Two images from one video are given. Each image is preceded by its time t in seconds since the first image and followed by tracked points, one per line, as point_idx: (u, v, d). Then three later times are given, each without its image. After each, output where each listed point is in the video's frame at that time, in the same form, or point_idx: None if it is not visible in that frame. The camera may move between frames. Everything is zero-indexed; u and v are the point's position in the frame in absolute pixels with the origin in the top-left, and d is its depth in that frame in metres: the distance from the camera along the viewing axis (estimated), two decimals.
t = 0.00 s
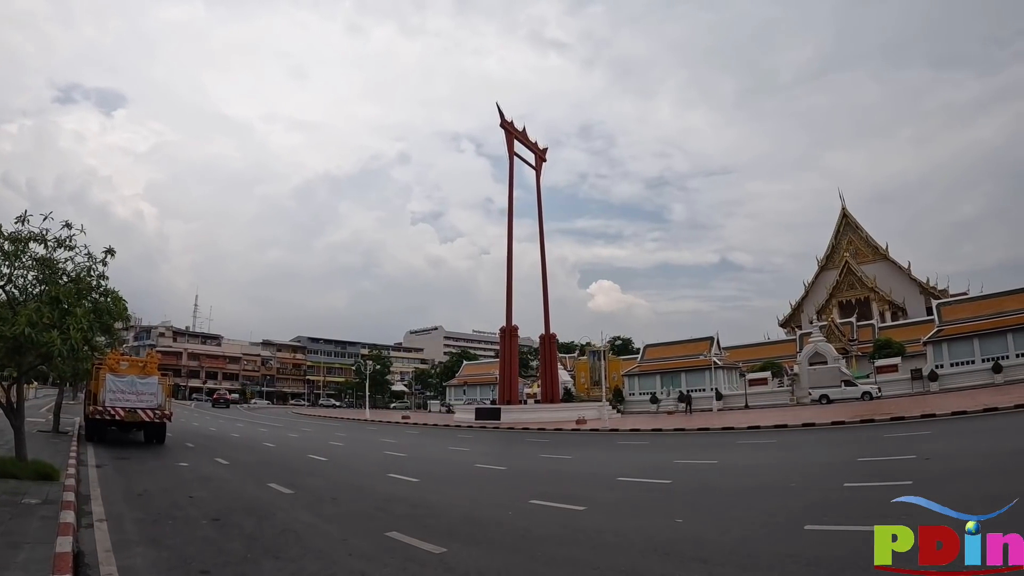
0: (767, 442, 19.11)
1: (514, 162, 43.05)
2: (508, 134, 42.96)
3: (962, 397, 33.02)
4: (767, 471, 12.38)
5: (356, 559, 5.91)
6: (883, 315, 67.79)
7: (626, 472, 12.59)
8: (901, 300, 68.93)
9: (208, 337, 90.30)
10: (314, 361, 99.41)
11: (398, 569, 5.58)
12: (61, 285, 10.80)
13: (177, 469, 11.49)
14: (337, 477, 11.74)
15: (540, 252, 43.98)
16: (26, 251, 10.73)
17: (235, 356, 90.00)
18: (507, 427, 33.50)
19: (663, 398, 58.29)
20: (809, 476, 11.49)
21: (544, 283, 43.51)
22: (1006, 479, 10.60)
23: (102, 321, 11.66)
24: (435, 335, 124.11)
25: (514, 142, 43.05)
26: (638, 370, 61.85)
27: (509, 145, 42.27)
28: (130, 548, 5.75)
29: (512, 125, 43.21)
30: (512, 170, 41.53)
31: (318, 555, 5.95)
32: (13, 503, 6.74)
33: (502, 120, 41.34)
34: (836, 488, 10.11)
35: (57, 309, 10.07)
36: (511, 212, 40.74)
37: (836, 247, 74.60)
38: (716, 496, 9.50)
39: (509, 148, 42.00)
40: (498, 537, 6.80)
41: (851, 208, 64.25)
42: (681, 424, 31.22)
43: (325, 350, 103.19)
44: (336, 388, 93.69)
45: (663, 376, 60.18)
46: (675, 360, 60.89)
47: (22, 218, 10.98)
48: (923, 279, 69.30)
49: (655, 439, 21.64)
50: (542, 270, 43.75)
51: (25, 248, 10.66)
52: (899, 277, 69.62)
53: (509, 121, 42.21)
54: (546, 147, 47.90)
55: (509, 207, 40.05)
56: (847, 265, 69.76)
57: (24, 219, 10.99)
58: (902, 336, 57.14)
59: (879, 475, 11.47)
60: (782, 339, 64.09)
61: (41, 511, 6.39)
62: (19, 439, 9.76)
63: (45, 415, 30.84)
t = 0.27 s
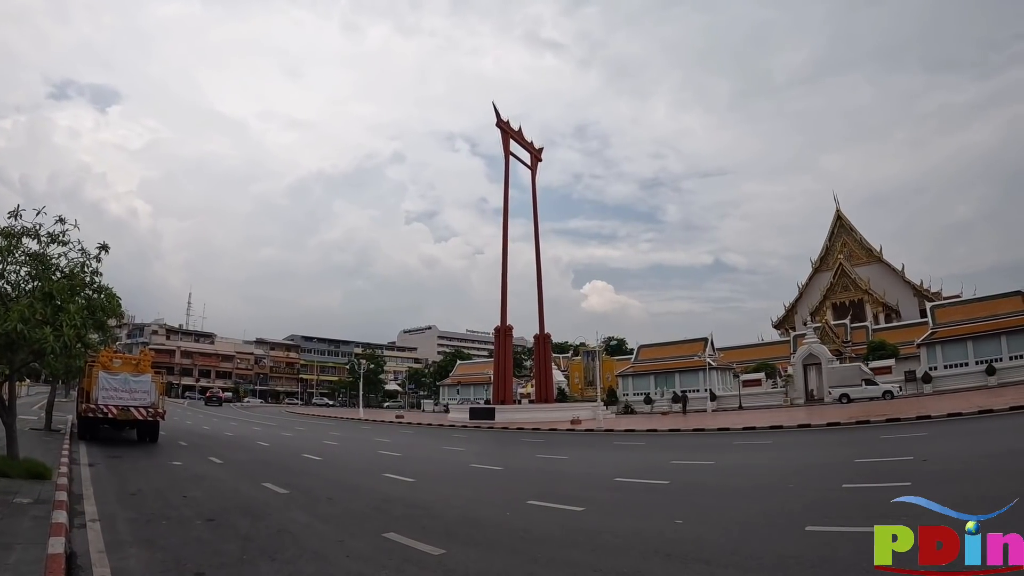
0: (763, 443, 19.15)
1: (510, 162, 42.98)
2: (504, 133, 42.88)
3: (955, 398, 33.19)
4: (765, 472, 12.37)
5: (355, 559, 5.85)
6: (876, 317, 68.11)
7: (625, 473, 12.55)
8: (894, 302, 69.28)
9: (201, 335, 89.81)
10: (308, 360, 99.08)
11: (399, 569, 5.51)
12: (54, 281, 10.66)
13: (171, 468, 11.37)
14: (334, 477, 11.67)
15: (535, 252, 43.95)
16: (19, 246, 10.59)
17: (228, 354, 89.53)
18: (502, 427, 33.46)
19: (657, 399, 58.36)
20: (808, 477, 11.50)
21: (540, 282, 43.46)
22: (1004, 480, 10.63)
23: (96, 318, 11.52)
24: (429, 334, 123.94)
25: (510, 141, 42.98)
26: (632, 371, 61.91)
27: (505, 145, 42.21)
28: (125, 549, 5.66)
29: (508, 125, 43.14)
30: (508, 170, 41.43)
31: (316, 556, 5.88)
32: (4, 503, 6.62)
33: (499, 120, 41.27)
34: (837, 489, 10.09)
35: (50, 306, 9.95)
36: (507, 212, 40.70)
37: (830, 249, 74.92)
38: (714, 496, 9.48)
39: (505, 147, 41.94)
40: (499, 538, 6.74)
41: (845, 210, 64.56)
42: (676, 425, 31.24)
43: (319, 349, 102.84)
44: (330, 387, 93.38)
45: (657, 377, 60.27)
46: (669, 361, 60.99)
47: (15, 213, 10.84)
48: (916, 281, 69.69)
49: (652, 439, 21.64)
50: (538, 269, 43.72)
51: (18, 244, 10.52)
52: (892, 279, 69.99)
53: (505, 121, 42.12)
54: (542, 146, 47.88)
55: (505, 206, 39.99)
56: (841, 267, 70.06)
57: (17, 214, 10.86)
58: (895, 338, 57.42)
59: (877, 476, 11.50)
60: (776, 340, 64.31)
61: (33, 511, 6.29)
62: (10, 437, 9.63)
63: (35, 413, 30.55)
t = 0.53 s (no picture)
0: (764, 442, 19.09)
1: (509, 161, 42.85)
2: (503, 132, 42.74)
3: (954, 399, 33.19)
4: (769, 471, 12.30)
5: (358, 560, 5.77)
6: (875, 317, 68.14)
7: (628, 473, 12.47)
8: (893, 302, 69.32)
9: (198, 334, 89.56)
10: (306, 359, 98.85)
11: (402, 571, 5.43)
12: (54, 278, 10.55)
13: (170, 468, 11.26)
14: (335, 477, 11.58)
15: (534, 251, 43.84)
16: (18, 243, 10.47)
17: (226, 353, 89.27)
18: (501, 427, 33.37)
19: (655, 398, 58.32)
20: (812, 476, 11.43)
21: (539, 282, 43.36)
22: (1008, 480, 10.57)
23: (95, 316, 11.40)
24: (426, 334, 123.79)
25: (509, 140, 42.86)
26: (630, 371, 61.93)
27: (504, 144, 42.08)
28: (126, 550, 5.57)
29: (507, 124, 43.00)
30: (507, 169, 41.35)
31: (320, 557, 5.80)
32: (3, 504, 6.52)
33: (498, 119, 41.14)
34: (841, 489, 10.02)
35: (49, 304, 9.84)
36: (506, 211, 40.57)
37: (828, 249, 74.96)
38: (718, 497, 9.40)
39: (504, 147, 41.82)
40: (503, 539, 6.65)
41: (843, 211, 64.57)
42: (675, 425, 31.16)
43: (316, 348, 102.65)
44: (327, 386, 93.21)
45: (655, 377, 60.28)
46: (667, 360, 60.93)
47: (14, 210, 10.73)
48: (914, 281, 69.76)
49: (652, 439, 21.57)
50: (536, 269, 43.63)
51: (16, 241, 10.40)
52: (890, 279, 70.06)
53: (505, 120, 42.03)
54: (541, 146, 47.79)
55: (504, 206, 39.89)
56: (839, 268, 70.10)
57: (16, 211, 10.75)
58: (893, 338, 57.46)
59: (881, 476, 11.43)
60: (773, 341, 64.34)
61: (33, 512, 6.19)
62: (8, 437, 9.51)
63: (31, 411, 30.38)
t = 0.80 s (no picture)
0: (767, 442, 18.97)
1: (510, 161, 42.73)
2: (504, 132, 42.58)
3: (955, 399, 33.09)
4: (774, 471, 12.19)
5: (370, 562, 5.65)
6: (874, 317, 68.08)
7: (632, 473, 12.36)
8: (892, 302, 69.27)
9: (197, 333, 89.36)
10: (305, 358, 98.67)
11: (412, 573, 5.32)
12: (56, 277, 10.42)
13: (172, 468, 11.13)
14: (339, 477, 11.47)
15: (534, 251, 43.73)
16: (19, 242, 10.34)
17: (225, 352, 89.09)
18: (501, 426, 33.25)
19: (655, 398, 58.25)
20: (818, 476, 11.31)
21: (539, 281, 43.27)
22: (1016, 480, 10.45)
23: (96, 315, 11.27)
24: (425, 333, 123.68)
25: (509, 140, 42.71)
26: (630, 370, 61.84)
27: (504, 143, 41.96)
28: (132, 553, 5.45)
29: (507, 124, 42.83)
30: (508, 169, 41.22)
31: (330, 560, 5.68)
32: (5, 506, 6.39)
33: (499, 118, 41.02)
34: (848, 488, 9.91)
35: (51, 303, 9.71)
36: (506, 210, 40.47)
37: (828, 250, 74.93)
38: (725, 497, 9.28)
39: (505, 146, 41.70)
40: (512, 540, 6.52)
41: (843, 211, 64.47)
42: (675, 425, 31.04)
43: (315, 347, 102.48)
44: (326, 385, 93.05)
45: (655, 376, 60.20)
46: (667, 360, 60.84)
47: (16, 207, 10.60)
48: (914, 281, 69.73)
49: (654, 439, 21.47)
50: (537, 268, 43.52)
51: (18, 239, 10.27)
52: (890, 279, 70.03)
53: (506, 120, 41.90)
54: (542, 145, 47.68)
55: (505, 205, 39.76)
56: (838, 268, 70.04)
57: (17, 209, 10.61)
58: (893, 338, 57.41)
59: (887, 476, 11.33)
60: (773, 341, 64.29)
61: (35, 515, 6.05)
62: (10, 436, 9.39)
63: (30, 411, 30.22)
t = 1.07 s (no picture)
0: (767, 443, 18.95)
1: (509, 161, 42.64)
2: (503, 131, 42.47)
3: (955, 399, 33.06)
4: (776, 471, 12.16)
5: (373, 563, 5.62)
6: (873, 317, 68.08)
7: (633, 473, 12.32)
8: (891, 303, 69.28)
9: (196, 333, 89.24)
10: (304, 358, 98.59)
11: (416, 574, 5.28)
12: (56, 276, 10.36)
13: (172, 469, 11.09)
14: (340, 477, 11.43)
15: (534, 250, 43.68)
16: (19, 241, 10.27)
17: (224, 352, 89.02)
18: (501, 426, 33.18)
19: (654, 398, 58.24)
20: (819, 476, 11.28)
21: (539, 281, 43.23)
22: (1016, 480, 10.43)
23: (96, 315, 11.20)
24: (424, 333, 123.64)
25: (509, 139, 42.60)
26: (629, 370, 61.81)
27: (504, 143, 41.87)
28: (133, 555, 5.40)
29: (507, 124, 42.69)
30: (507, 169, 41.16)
31: (334, 561, 5.65)
32: (5, 507, 6.34)
33: (499, 118, 40.94)
34: (850, 488, 9.89)
35: (51, 302, 9.66)
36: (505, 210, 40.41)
37: (826, 250, 74.94)
38: (726, 497, 9.24)
39: (505, 146, 41.63)
40: (514, 541, 6.48)
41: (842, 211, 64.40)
42: (675, 425, 30.99)
43: (314, 347, 102.41)
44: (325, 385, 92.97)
45: (654, 376, 60.20)
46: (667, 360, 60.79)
47: (16, 206, 10.53)
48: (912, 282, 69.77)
49: (654, 439, 21.44)
50: (536, 268, 43.48)
51: (17, 239, 10.20)
52: (889, 280, 70.07)
53: (505, 120, 41.82)
54: (542, 144, 47.60)
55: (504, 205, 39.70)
56: (837, 268, 70.03)
57: (17, 208, 10.54)
58: (892, 339, 57.42)
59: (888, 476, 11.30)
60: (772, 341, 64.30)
61: (37, 516, 6.01)
62: (9, 437, 9.35)
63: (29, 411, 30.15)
